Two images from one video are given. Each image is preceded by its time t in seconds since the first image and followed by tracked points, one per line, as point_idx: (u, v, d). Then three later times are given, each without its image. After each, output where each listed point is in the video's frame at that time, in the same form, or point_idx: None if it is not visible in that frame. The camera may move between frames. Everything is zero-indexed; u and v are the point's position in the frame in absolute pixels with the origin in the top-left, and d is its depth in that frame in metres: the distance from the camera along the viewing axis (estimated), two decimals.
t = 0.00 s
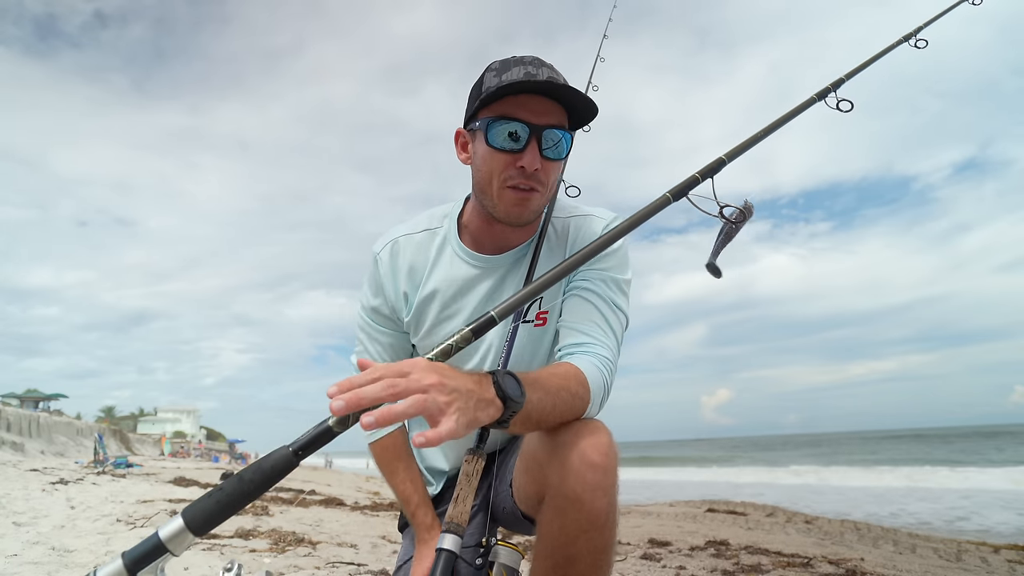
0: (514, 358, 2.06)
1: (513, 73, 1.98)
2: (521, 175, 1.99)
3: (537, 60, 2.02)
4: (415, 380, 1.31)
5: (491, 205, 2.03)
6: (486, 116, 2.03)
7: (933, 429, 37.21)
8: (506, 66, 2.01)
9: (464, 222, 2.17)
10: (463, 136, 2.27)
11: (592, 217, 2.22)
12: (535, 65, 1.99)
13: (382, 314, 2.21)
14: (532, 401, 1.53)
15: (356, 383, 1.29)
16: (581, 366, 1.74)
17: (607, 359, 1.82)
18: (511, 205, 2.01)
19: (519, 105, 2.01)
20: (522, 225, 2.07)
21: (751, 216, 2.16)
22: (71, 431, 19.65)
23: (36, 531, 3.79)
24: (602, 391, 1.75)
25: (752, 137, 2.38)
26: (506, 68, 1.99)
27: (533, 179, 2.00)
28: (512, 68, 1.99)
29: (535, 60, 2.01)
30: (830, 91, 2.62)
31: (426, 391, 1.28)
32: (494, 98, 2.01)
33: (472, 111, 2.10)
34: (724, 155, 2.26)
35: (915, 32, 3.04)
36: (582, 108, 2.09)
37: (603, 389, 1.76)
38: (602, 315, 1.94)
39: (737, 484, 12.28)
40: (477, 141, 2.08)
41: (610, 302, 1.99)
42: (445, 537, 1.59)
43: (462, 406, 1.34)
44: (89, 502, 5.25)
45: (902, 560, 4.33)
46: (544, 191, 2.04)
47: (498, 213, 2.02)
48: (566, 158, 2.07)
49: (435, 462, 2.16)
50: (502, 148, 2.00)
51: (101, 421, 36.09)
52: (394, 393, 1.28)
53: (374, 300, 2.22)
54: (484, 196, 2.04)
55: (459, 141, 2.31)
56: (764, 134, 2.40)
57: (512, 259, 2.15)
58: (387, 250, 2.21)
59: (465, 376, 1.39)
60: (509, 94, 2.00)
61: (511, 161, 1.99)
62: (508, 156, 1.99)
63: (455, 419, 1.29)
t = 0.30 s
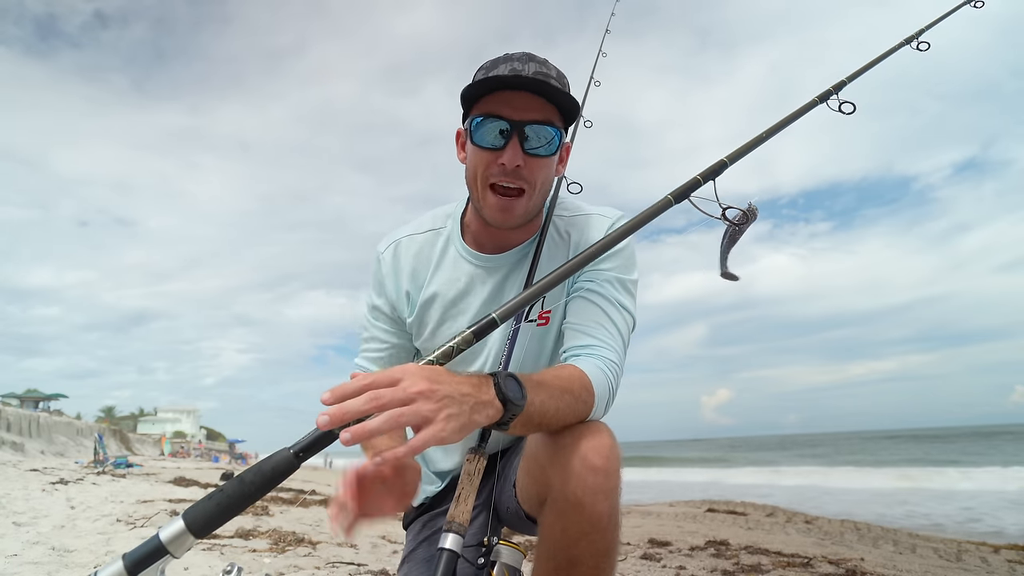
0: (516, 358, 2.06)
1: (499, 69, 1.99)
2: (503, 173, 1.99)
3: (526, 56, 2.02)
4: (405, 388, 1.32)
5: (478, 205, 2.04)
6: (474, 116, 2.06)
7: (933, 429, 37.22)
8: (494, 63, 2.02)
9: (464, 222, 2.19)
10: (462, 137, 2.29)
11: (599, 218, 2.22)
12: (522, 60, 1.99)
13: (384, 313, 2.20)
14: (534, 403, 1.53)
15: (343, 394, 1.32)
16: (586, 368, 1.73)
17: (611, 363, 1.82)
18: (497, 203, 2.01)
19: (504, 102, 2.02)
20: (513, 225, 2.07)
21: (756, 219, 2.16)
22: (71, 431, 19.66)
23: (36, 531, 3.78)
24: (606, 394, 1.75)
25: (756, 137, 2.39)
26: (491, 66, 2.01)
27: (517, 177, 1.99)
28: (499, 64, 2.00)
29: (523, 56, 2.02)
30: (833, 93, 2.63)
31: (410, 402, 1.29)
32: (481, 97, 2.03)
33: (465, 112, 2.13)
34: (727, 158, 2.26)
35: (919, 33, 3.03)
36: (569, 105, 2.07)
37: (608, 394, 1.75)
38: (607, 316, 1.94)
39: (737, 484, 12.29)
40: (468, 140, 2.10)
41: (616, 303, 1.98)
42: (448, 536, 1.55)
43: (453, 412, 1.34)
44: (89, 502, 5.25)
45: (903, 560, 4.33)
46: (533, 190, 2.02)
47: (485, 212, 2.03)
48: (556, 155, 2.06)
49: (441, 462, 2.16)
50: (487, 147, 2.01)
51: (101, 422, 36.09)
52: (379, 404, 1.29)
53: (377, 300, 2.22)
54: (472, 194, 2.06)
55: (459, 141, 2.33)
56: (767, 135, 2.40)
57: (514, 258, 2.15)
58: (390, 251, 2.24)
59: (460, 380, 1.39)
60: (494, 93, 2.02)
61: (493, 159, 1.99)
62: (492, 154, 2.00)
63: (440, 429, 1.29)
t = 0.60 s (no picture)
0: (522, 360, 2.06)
1: (528, 66, 1.99)
2: (530, 168, 1.99)
3: (554, 55, 2.03)
4: (407, 386, 1.31)
5: (500, 200, 2.03)
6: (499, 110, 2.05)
7: (933, 428, 37.22)
8: (523, 60, 2.02)
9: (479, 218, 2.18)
10: (480, 131, 2.28)
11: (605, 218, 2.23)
12: (552, 59, 2.01)
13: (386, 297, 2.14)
14: (539, 402, 1.53)
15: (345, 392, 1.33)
16: (591, 368, 1.73)
17: (616, 363, 1.82)
18: (520, 199, 2.01)
19: (531, 99, 2.02)
20: (532, 221, 2.07)
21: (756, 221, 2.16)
22: (71, 431, 19.67)
23: (36, 531, 3.79)
24: (611, 394, 1.75)
25: (754, 142, 2.39)
26: (520, 62, 2.01)
27: (542, 173, 1.99)
28: (528, 61, 2.00)
29: (552, 55, 2.03)
30: (833, 96, 2.64)
31: (412, 399, 1.29)
32: (507, 91, 2.03)
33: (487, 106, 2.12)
34: (726, 162, 2.27)
35: (917, 38, 3.04)
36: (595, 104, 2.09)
37: (613, 394, 1.76)
38: (613, 317, 1.94)
39: (736, 485, 12.29)
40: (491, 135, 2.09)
41: (622, 304, 1.99)
42: (452, 538, 1.54)
43: (455, 410, 1.34)
44: (89, 502, 5.25)
45: (902, 560, 4.33)
46: (554, 187, 2.03)
47: (507, 207, 2.02)
48: (579, 155, 2.07)
49: (442, 463, 2.16)
50: (513, 142, 2.01)
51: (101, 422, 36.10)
52: (379, 402, 1.29)
53: (377, 282, 2.18)
54: (494, 188, 2.05)
55: (475, 135, 2.32)
56: (766, 139, 2.40)
57: (525, 257, 2.15)
58: (399, 239, 2.21)
59: (463, 379, 1.39)
60: (523, 88, 2.02)
61: (521, 155, 1.99)
62: (518, 150, 2.00)
63: (441, 426, 1.29)
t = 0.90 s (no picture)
0: (530, 359, 2.07)
1: (527, 65, 1.99)
2: (535, 172, 1.99)
3: (553, 52, 2.03)
4: (414, 394, 1.31)
5: (507, 203, 2.04)
6: (500, 113, 2.05)
7: (934, 428, 37.22)
8: (521, 60, 2.02)
9: (486, 218, 2.19)
10: (485, 132, 2.29)
11: (618, 218, 2.24)
12: (550, 56, 2.00)
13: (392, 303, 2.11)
14: (548, 401, 1.53)
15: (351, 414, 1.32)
16: (598, 367, 1.73)
17: (623, 361, 1.82)
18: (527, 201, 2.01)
19: (532, 99, 2.01)
20: (541, 222, 2.07)
21: (764, 237, 2.15)
22: (71, 431, 19.67)
23: (36, 531, 3.78)
24: (618, 393, 1.75)
25: (763, 156, 2.37)
26: (519, 62, 2.01)
27: (547, 176, 1.99)
28: (527, 61, 2.00)
29: (551, 52, 2.02)
30: (843, 113, 2.63)
31: (421, 407, 1.29)
32: (508, 93, 2.03)
33: (491, 109, 2.12)
34: (735, 178, 2.27)
35: (926, 56, 3.02)
36: (599, 100, 2.07)
37: (620, 393, 1.75)
38: (621, 316, 1.94)
39: (737, 486, 12.29)
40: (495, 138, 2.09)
41: (632, 303, 1.99)
42: (458, 539, 1.54)
43: (466, 413, 1.33)
44: (89, 502, 5.25)
45: (903, 560, 4.33)
46: (561, 187, 2.03)
47: (514, 210, 2.03)
48: (585, 153, 2.06)
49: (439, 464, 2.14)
50: (516, 144, 2.01)
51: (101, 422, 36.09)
52: (388, 417, 1.29)
53: (380, 287, 2.15)
54: (501, 192, 2.06)
55: (481, 137, 2.32)
56: (774, 155, 2.39)
57: (535, 258, 2.16)
58: (405, 240, 2.19)
59: (470, 381, 1.40)
60: (523, 89, 2.02)
61: (525, 158, 1.99)
62: (522, 153, 2.00)
63: (454, 429, 1.28)
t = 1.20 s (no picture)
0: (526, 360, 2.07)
1: (523, 71, 2.00)
2: (528, 178, 1.99)
3: (550, 57, 2.03)
4: (409, 384, 1.32)
5: (502, 209, 2.04)
6: (496, 119, 2.05)
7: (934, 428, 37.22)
8: (517, 65, 2.02)
9: (483, 222, 2.19)
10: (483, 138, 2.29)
11: (614, 220, 2.24)
12: (546, 62, 2.00)
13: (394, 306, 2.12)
14: (543, 398, 1.53)
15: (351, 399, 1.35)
16: (593, 367, 1.73)
17: (618, 362, 1.82)
18: (522, 207, 2.01)
19: (527, 105, 2.01)
20: (535, 227, 2.07)
21: (766, 231, 2.15)
22: (71, 430, 19.68)
23: (36, 531, 3.78)
24: (612, 393, 1.75)
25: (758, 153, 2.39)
26: (516, 68, 2.02)
27: (541, 182, 1.99)
28: (523, 66, 2.01)
29: (547, 57, 2.03)
30: (837, 110, 2.62)
31: (415, 395, 1.30)
32: (504, 99, 2.03)
33: (487, 114, 2.12)
34: (729, 172, 2.28)
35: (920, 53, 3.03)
36: (594, 107, 2.07)
37: (614, 392, 1.76)
38: (616, 316, 1.94)
39: (737, 487, 12.29)
40: (490, 143, 2.09)
41: (626, 304, 1.99)
42: (454, 539, 1.54)
43: (461, 404, 1.33)
44: (89, 502, 5.25)
45: (903, 560, 4.33)
46: (555, 193, 2.02)
47: (509, 215, 2.03)
48: (580, 159, 2.05)
49: (439, 462, 2.14)
50: (510, 150, 2.00)
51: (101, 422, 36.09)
52: (383, 403, 1.30)
53: (381, 292, 2.16)
54: (496, 198, 2.06)
55: (478, 142, 2.33)
56: (770, 151, 2.41)
57: (531, 262, 2.16)
58: (404, 243, 2.19)
59: (467, 376, 1.40)
60: (518, 94, 2.01)
61: (519, 164, 1.99)
62: (516, 158, 1.99)
63: (447, 419, 1.27)
